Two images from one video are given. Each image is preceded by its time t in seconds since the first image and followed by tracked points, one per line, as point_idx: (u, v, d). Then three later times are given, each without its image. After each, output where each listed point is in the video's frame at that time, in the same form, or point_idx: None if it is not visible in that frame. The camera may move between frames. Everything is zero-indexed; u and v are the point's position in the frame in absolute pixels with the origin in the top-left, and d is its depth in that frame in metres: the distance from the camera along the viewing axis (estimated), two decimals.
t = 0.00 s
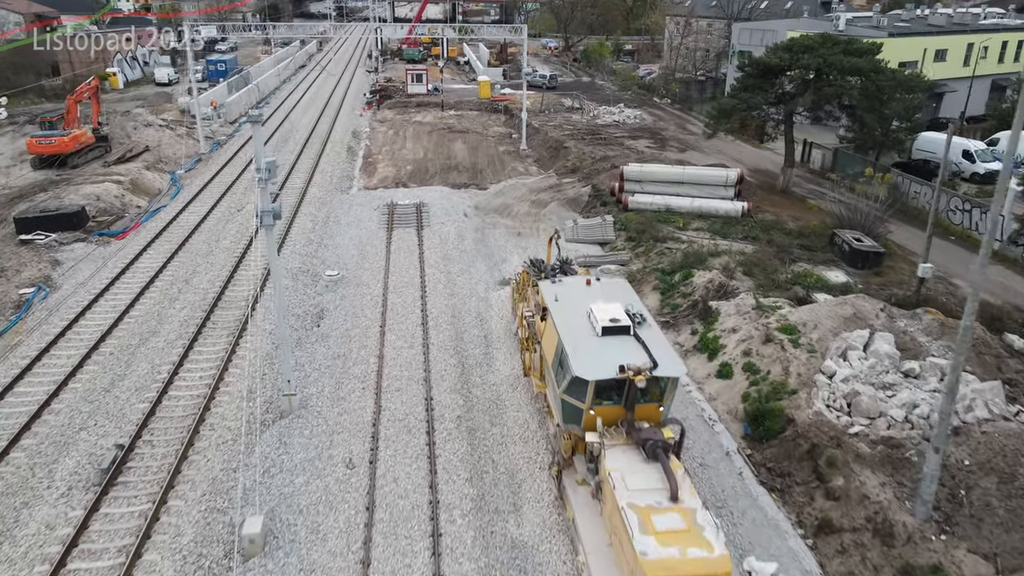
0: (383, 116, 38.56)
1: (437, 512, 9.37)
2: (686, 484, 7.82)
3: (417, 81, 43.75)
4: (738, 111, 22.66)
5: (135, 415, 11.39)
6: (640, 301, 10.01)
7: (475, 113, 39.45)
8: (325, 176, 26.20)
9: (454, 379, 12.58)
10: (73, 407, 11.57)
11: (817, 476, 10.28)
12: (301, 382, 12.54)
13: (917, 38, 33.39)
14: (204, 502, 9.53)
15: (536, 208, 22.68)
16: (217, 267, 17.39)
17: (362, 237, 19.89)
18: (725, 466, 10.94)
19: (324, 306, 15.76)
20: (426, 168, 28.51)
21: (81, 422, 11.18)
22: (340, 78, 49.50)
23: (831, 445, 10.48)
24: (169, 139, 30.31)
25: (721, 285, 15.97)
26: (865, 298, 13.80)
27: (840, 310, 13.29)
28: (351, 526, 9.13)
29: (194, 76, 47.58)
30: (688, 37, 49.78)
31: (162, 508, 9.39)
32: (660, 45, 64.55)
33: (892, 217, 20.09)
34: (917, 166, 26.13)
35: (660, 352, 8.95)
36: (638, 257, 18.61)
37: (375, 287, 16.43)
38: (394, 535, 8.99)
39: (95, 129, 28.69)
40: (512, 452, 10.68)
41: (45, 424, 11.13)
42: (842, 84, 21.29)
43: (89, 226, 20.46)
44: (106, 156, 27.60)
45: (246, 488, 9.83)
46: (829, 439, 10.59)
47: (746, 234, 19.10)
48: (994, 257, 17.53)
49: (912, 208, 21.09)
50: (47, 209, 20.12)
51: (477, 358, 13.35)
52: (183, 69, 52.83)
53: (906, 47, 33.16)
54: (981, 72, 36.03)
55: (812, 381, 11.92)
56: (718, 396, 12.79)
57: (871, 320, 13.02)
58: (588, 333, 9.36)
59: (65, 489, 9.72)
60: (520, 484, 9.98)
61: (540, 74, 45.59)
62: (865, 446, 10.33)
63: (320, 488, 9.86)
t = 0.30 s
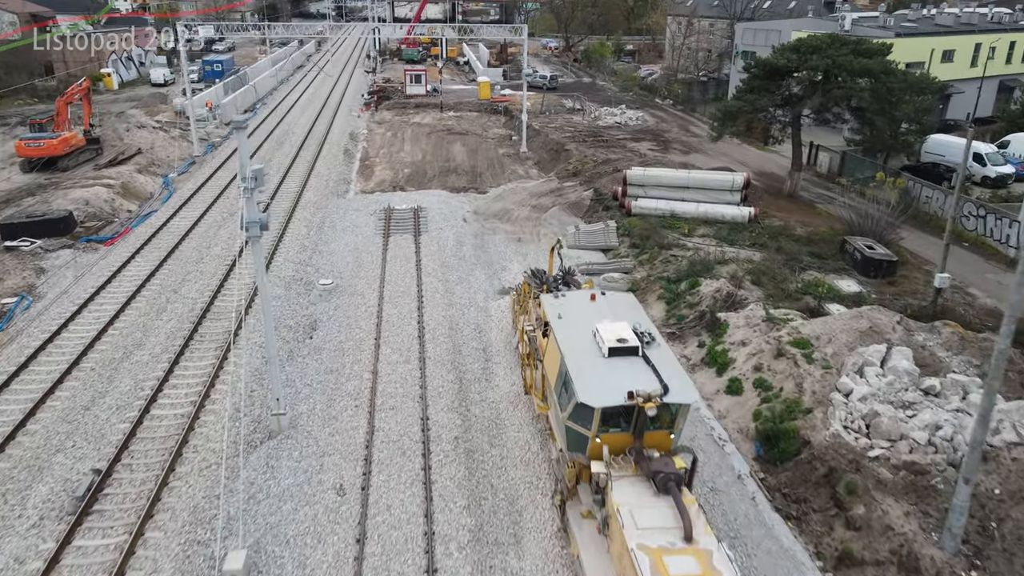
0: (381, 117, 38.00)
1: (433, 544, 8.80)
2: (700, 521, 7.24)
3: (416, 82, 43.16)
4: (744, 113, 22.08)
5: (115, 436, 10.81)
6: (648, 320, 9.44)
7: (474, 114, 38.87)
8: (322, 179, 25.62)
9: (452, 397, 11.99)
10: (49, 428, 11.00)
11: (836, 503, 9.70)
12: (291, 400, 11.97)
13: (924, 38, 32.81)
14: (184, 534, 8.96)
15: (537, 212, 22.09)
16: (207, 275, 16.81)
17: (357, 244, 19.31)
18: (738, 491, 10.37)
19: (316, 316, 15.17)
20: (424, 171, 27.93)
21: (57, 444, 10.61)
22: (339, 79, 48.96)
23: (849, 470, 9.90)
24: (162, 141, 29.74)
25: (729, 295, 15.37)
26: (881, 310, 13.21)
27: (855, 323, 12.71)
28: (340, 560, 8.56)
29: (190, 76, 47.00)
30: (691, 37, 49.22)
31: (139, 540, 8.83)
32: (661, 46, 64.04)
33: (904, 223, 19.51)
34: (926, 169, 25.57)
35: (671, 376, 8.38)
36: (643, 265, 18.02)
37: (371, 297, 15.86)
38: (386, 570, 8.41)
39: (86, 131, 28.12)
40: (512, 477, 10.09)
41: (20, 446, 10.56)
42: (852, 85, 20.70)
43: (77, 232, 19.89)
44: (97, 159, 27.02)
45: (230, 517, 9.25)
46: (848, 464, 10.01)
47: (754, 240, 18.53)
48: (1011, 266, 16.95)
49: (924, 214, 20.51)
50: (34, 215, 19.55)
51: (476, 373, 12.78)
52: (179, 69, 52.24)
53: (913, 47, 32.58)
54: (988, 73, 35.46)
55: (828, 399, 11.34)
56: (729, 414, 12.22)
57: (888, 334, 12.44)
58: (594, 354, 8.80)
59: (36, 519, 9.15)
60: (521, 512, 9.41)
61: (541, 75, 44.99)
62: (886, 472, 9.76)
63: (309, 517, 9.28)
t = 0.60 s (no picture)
0: (379, 118, 37.39)
1: None
2: (718, 567, 6.61)
3: (415, 83, 42.52)
4: (751, 115, 21.46)
5: (92, 460, 10.21)
6: (658, 340, 8.83)
7: (474, 116, 38.26)
8: (317, 183, 24.99)
9: (449, 417, 11.38)
10: (22, 451, 10.40)
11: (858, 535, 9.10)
12: (280, 420, 11.36)
13: (931, 38, 32.20)
14: (161, 571, 8.37)
15: (537, 218, 21.48)
16: (195, 284, 16.20)
17: (351, 251, 18.69)
18: (752, 520, 9.77)
19: (308, 329, 14.55)
20: (422, 175, 27.33)
21: (30, 470, 10.01)
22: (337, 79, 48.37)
23: (872, 499, 9.31)
24: (155, 144, 29.15)
25: (738, 306, 14.75)
26: (899, 323, 12.59)
27: (873, 338, 12.09)
28: None
29: (185, 77, 46.40)
30: (693, 37, 48.62)
31: None
32: (662, 47, 63.46)
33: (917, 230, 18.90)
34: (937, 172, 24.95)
35: (684, 404, 7.76)
36: (647, 273, 17.40)
37: (366, 308, 15.25)
38: None
39: (77, 133, 27.53)
40: (514, 506, 9.48)
41: None
42: (862, 87, 20.08)
43: (63, 239, 19.29)
44: (87, 162, 26.43)
45: (210, 552, 8.66)
46: (870, 493, 9.40)
47: (762, 248, 17.91)
48: None
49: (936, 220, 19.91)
50: (19, 221, 18.96)
51: (475, 391, 12.17)
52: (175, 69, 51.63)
53: (921, 47, 31.96)
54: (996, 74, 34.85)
55: (846, 420, 10.73)
56: (740, 434, 11.61)
57: (908, 350, 11.81)
58: (600, 380, 8.17)
59: (3, 554, 8.56)
60: (523, 546, 8.81)
61: (541, 75, 44.37)
62: (912, 502, 9.16)
63: (295, 552, 8.68)
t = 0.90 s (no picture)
0: (377, 120, 36.75)
1: None
2: None
3: (414, 83, 41.85)
4: (758, 118, 20.81)
5: (64, 490, 9.60)
6: (670, 366, 8.20)
7: (473, 117, 37.64)
8: (312, 187, 24.35)
9: (446, 440, 10.75)
10: None
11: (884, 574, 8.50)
12: (267, 444, 10.72)
13: (940, 39, 31.57)
14: None
15: (538, 224, 20.83)
16: (183, 295, 15.56)
17: (345, 259, 18.04)
18: (770, 555, 9.15)
19: (299, 343, 13.91)
20: (420, 178, 26.68)
21: None
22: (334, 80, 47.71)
23: (899, 535, 8.70)
24: (147, 147, 28.51)
25: (749, 319, 14.11)
26: (920, 339, 11.95)
27: (893, 355, 11.46)
28: None
29: (181, 77, 45.71)
30: (696, 38, 48.02)
31: None
32: (664, 47, 62.89)
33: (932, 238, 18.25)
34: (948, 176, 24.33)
35: (699, 439, 7.13)
36: (653, 283, 16.77)
37: (360, 321, 14.61)
38: None
39: (66, 136, 26.88)
40: (515, 540, 8.87)
41: None
42: (875, 89, 19.41)
43: (48, 247, 18.65)
44: (76, 166, 25.77)
45: None
46: (897, 527, 8.78)
47: (772, 256, 17.27)
48: None
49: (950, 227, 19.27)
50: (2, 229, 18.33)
51: (474, 412, 11.54)
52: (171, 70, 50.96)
53: (929, 48, 31.35)
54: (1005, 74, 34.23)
55: (867, 445, 10.11)
56: (754, 458, 10.98)
57: (931, 368, 11.18)
58: (608, 411, 7.53)
59: None
60: None
61: (541, 76, 43.73)
62: (943, 538, 8.55)
63: None
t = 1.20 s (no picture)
0: (374, 122, 36.10)
1: None
2: None
3: (412, 84, 41.18)
4: (766, 122, 20.13)
5: (31, 524, 8.95)
6: (683, 397, 7.56)
7: (472, 119, 36.97)
8: (306, 191, 23.68)
9: (441, 468, 10.10)
10: None
11: None
12: (250, 473, 10.06)
13: (949, 39, 30.91)
14: None
15: (539, 230, 20.17)
16: (167, 308, 14.89)
17: (338, 268, 17.39)
18: None
19: (288, 359, 13.25)
20: (418, 182, 26.02)
21: None
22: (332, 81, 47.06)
23: None
24: (138, 150, 27.85)
25: (760, 334, 13.46)
26: (943, 358, 11.29)
27: (917, 376, 10.79)
28: None
29: (175, 78, 45.02)
30: (698, 38, 47.38)
31: None
32: (665, 47, 62.27)
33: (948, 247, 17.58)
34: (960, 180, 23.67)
35: (717, 482, 6.49)
36: (659, 294, 16.11)
37: (352, 335, 13.94)
38: None
39: (54, 139, 26.21)
40: None
41: None
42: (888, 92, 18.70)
43: (30, 255, 18.00)
44: (65, 170, 25.11)
45: None
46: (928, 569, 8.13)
47: (782, 265, 16.61)
48: None
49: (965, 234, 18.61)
50: None
51: (471, 436, 10.90)
52: (166, 70, 50.29)
53: (938, 48, 30.69)
54: (1015, 75, 33.56)
55: (892, 475, 9.45)
56: (770, 486, 10.33)
57: (957, 390, 10.52)
58: (617, 449, 6.89)
59: None
60: None
61: (542, 77, 43.07)
62: None
63: None
